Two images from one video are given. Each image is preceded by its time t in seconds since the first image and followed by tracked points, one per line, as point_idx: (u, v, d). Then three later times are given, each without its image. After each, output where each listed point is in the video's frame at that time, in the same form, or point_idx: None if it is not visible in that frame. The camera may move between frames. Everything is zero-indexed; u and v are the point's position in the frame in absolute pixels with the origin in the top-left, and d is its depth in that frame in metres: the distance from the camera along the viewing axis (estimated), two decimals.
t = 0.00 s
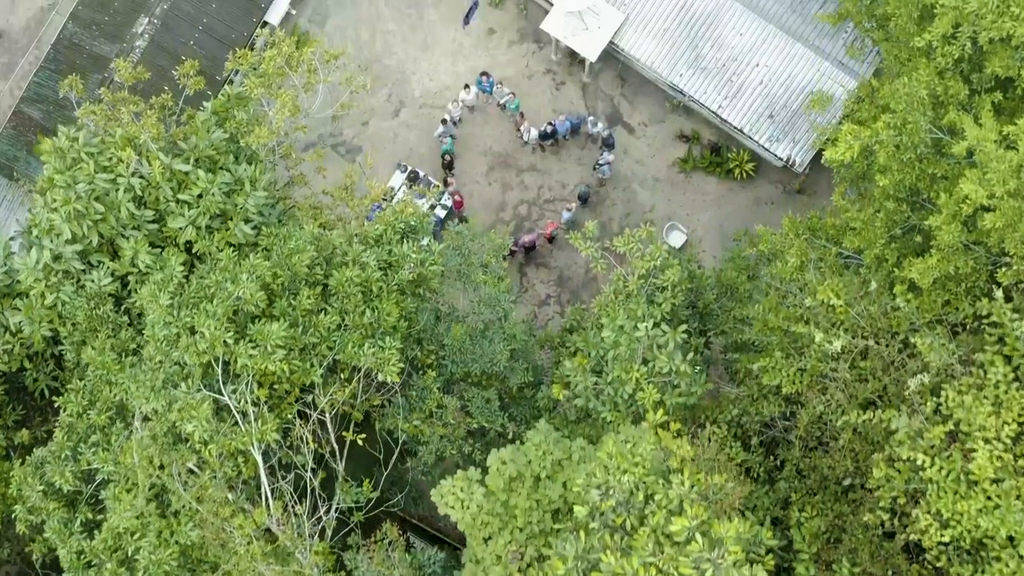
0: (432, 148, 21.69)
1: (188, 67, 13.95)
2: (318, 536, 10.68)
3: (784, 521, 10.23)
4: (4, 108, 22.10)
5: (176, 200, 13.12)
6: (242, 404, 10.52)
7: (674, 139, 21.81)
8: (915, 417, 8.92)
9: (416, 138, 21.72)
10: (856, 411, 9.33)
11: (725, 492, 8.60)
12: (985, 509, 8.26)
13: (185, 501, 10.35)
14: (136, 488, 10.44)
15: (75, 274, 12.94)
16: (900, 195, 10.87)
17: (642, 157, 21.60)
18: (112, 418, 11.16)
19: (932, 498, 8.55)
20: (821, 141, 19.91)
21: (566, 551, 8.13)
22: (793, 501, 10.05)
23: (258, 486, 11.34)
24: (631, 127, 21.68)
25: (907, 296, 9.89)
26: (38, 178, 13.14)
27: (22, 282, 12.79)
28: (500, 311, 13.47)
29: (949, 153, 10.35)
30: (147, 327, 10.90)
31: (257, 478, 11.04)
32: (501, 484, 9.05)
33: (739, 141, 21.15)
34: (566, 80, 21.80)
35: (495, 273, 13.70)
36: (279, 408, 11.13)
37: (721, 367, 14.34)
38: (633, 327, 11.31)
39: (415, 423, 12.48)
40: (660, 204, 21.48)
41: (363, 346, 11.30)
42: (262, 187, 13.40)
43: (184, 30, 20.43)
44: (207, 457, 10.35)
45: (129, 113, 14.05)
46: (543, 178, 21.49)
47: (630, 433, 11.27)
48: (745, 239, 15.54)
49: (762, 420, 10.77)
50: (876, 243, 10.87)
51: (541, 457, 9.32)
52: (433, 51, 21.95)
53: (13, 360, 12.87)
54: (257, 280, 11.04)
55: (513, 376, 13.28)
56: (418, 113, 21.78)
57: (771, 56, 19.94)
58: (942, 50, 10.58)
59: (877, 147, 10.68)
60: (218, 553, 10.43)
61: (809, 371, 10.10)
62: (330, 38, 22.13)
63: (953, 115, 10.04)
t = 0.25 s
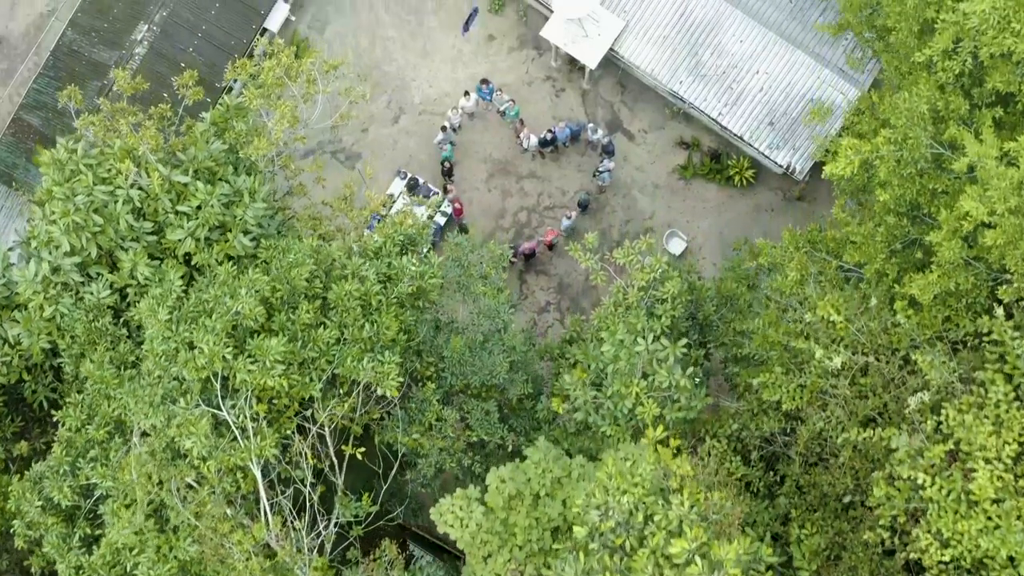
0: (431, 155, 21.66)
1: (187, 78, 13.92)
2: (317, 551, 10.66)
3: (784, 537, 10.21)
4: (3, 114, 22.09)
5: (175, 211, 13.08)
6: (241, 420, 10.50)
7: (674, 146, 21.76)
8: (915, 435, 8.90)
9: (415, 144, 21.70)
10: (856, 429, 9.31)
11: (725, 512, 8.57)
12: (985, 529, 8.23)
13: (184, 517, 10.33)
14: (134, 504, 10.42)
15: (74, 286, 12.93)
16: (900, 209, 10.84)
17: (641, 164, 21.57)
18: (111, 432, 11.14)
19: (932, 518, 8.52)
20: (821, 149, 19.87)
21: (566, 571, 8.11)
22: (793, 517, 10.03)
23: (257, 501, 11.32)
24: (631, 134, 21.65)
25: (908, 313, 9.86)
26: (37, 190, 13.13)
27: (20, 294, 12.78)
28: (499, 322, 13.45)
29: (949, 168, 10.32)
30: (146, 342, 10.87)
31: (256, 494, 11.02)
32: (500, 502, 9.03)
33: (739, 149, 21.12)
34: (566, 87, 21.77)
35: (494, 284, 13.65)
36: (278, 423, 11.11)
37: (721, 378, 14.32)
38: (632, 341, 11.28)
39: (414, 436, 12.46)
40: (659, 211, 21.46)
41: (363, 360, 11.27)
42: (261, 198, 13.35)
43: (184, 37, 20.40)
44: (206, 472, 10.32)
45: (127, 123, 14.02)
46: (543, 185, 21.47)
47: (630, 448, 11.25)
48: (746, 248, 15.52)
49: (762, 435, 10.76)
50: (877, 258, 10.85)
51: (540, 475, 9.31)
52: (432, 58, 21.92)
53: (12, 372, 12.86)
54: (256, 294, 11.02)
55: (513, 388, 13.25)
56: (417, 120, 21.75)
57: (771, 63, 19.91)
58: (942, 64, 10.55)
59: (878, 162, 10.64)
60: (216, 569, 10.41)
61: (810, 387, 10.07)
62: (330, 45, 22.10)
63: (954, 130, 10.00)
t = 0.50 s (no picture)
0: (431, 161, 21.63)
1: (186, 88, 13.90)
2: (316, 567, 10.63)
3: (785, 554, 10.18)
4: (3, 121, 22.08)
5: (174, 223, 13.04)
6: (239, 436, 10.46)
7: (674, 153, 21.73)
8: (916, 453, 8.87)
9: (415, 151, 21.67)
10: (856, 447, 9.28)
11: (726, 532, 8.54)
12: (986, 550, 8.17)
13: (183, 533, 10.30)
14: (133, 520, 10.39)
15: (73, 298, 12.90)
16: (901, 223, 10.81)
17: (641, 171, 21.54)
18: (109, 447, 11.12)
19: (932, 537, 8.46)
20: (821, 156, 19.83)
21: None
22: (793, 534, 10.00)
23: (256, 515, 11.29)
24: (631, 141, 21.62)
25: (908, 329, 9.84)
26: (35, 201, 13.11)
27: (19, 306, 12.75)
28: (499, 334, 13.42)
29: (950, 183, 10.28)
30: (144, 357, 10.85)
31: (255, 509, 11.00)
32: (499, 520, 9.00)
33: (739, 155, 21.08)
34: (566, 93, 21.73)
35: (494, 296, 13.58)
36: (277, 437, 11.09)
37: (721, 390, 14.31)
38: (632, 356, 11.26)
39: (414, 450, 12.43)
40: (659, 218, 21.42)
41: (362, 375, 11.25)
42: (261, 210, 13.31)
43: (183, 44, 20.38)
44: (204, 488, 10.29)
45: (126, 134, 14.00)
46: (543, 191, 21.43)
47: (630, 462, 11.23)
48: (747, 258, 15.50)
49: (763, 450, 10.75)
50: (878, 273, 10.82)
51: (539, 493, 9.29)
52: (432, 65, 21.90)
53: (10, 384, 12.84)
54: (254, 309, 11.00)
55: (513, 400, 13.22)
56: (417, 126, 21.72)
57: (771, 70, 19.88)
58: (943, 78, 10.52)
59: (878, 177, 10.61)
60: None
61: (810, 404, 10.04)
62: (329, 51, 22.08)
63: (955, 144, 9.96)
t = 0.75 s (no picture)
0: (431, 168, 21.61)
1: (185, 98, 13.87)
2: None
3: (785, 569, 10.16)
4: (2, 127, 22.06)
5: (172, 234, 13.00)
6: (238, 451, 10.43)
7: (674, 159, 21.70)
8: (916, 472, 8.84)
9: (415, 158, 21.64)
10: (856, 464, 9.25)
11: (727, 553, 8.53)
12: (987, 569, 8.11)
13: (181, 549, 10.27)
14: (131, 535, 10.36)
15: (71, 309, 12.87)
16: (901, 237, 10.78)
17: (641, 178, 21.51)
18: (108, 461, 11.10)
19: (933, 556, 8.41)
20: (821, 163, 19.80)
21: None
22: (793, 550, 9.98)
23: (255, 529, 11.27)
24: (632, 147, 21.58)
25: (909, 345, 9.82)
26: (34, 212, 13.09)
27: (18, 318, 12.73)
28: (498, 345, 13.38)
29: (951, 198, 10.25)
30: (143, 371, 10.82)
31: (255, 524, 10.98)
32: (499, 538, 8.98)
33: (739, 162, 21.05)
34: (566, 99, 21.70)
35: (494, 307, 13.51)
36: (276, 451, 11.06)
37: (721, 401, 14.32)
38: (632, 369, 11.24)
39: (413, 464, 12.41)
40: (659, 225, 21.39)
41: (361, 389, 11.23)
42: (260, 221, 13.26)
43: (182, 51, 20.35)
44: (203, 504, 10.26)
45: (125, 144, 13.98)
46: (542, 198, 21.41)
47: (630, 476, 11.21)
48: (748, 268, 15.48)
49: (763, 464, 10.74)
50: (878, 287, 10.79)
51: (539, 510, 9.27)
52: (432, 71, 21.86)
53: (9, 395, 12.82)
54: (253, 323, 10.97)
55: (512, 412, 13.21)
56: (417, 133, 21.70)
57: (771, 77, 19.85)
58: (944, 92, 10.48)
59: (879, 191, 10.58)
60: None
61: (810, 420, 10.01)
62: (329, 57, 22.04)
63: (956, 159, 9.92)
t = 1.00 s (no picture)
0: (430, 175, 21.57)
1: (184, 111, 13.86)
2: None
3: None
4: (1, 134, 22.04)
5: (171, 247, 12.95)
6: (236, 468, 10.41)
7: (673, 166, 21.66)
8: (917, 492, 8.80)
9: (414, 165, 21.60)
10: (856, 483, 9.22)
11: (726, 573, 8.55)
12: None
13: (180, 567, 10.23)
14: (129, 553, 10.32)
15: (70, 323, 12.84)
16: (902, 253, 10.74)
17: (641, 185, 21.47)
18: (106, 477, 11.06)
19: None
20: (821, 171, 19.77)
21: None
22: (793, 568, 9.96)
23: (255, 545, 11.25)
24: (632, 155, 21.55)
25: (909, 363, 9.79)
26: (32, 226, 13.05)
27: (16, 331, 12.69)
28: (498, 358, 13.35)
29: (952, 215, 10.21)
30: (141, 387, 10.78)
31: (254, 540, 10.95)
32: (498, 559, 8.97)
33: (739, 170, 21.02)
34: (565, 107, 21.67)
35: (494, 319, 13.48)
36: (275, 467, 11.03)
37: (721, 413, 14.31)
38: (631, 385, 11.20)
39: (413, 479, 12.39)
40: (659, 232, 21.35)
41: (360, 405, 11.20)
42: (259, 233, 13.21)
43: (181, 59, 20.31)
44: (201, 521, 10.22)
45: (123, 156, 13.94)
46: (542, 206, 21.38)
47: (629, 492, 11.19)
48: (748, 278, 15.45)
49: (763, 481, 10.73)
50: (879, 303, 10.76)
51: (538, 530, 9.26)
52: (431, 78, 21.83)
53: (7, 409, 12.78)
54: (252, 339, 10.95)
55: (512, 425, 13.19)
56: (417, 140, 21.67)
57: (771, 85, 19.81)
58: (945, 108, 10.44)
59: (880, 208, 10.54)
60: None
61: (811, 437, 9.98)
62: (328, 64, 22.00)
63: (957, 176, 9.88)
